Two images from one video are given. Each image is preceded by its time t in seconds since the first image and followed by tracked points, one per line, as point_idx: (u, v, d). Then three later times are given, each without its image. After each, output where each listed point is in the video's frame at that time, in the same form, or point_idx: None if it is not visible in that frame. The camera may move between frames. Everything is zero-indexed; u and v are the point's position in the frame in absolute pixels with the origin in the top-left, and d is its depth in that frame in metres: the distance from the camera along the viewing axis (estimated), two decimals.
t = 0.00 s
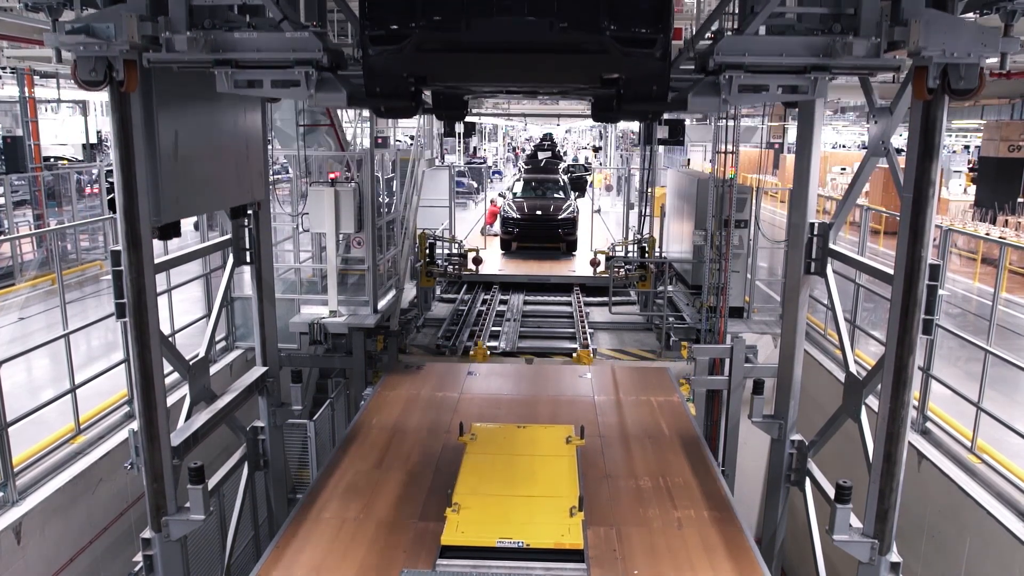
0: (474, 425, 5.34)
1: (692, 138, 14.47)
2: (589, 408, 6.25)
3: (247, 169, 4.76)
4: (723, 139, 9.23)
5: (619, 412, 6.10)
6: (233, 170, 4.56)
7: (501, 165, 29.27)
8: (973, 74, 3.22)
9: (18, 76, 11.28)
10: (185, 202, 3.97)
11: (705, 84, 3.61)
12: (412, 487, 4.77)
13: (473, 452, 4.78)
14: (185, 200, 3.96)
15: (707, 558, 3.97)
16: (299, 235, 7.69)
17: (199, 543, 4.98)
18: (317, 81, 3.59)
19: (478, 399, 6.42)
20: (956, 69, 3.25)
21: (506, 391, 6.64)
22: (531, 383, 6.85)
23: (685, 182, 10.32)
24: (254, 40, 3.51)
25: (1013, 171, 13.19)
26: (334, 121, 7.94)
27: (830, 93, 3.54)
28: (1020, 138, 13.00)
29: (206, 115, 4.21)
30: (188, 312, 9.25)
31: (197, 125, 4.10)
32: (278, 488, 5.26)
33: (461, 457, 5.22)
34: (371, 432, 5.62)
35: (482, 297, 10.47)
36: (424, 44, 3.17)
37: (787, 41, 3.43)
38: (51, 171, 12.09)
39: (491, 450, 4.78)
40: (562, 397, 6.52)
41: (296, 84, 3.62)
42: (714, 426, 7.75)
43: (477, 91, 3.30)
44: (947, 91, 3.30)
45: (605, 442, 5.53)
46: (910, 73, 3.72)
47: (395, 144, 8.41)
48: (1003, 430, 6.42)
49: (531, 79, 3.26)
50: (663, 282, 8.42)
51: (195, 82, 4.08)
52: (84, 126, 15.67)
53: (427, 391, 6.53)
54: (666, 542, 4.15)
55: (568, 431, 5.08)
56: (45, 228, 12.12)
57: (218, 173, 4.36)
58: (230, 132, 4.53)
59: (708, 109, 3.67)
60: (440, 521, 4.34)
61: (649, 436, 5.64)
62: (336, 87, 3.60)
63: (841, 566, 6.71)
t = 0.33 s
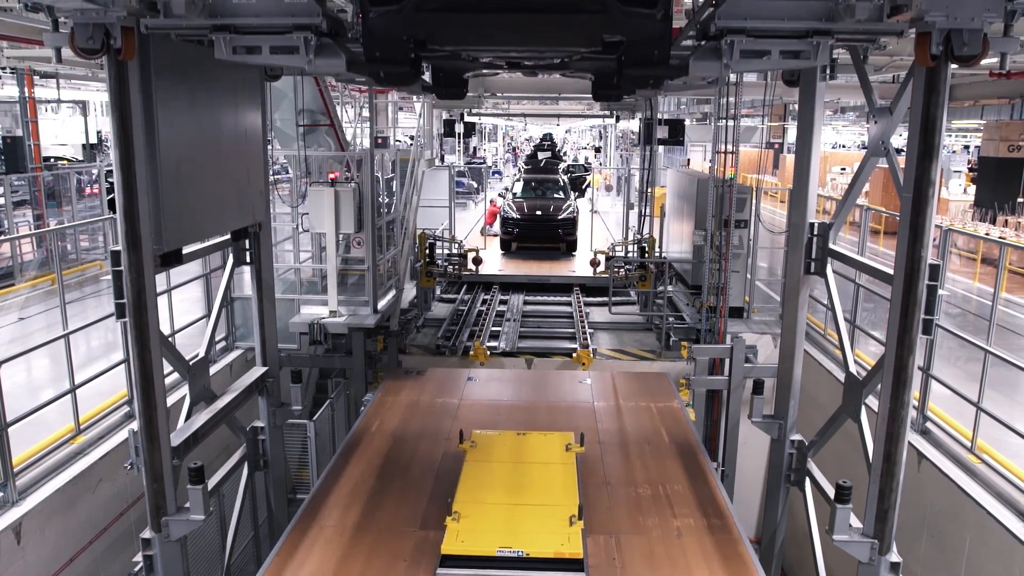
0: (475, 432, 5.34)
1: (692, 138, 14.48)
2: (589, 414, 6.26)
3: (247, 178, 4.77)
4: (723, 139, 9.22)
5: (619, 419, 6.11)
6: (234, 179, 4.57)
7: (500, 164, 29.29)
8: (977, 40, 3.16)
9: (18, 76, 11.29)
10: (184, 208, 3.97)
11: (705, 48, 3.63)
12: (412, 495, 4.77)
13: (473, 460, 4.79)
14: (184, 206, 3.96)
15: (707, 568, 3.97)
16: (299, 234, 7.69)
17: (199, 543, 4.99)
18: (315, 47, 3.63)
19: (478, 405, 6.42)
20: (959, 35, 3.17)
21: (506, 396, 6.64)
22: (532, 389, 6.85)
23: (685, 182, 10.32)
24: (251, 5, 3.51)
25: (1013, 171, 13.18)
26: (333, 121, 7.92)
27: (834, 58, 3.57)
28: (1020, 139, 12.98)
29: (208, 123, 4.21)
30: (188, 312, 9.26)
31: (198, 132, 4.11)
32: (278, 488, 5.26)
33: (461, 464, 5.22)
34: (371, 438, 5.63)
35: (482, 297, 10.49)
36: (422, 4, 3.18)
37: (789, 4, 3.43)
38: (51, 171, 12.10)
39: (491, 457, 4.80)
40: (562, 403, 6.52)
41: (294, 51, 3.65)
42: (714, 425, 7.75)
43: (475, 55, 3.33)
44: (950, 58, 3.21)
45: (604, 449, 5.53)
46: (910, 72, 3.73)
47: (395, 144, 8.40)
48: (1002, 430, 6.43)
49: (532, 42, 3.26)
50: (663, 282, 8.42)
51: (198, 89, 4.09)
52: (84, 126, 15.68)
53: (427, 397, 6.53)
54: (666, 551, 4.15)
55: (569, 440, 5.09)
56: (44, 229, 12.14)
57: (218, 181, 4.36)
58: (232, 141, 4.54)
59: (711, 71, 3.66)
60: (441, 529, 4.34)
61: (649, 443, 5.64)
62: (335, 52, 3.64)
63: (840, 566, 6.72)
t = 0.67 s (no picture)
0: (474, 439, 5.35)
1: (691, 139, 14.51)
2: (588, 420, 6.26)
3: (247, 179, 4.77)
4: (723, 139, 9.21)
5: (619, 425, 6.11)
6: (234, 180, 4.58)
7: (500, 165, 29.30)
8: (980, 5, 3.08)
9: (18, 76, 11.30)
10: (185, 208, 3.97)
11: (706, 13, 3.61)
12: (411, 502, 4.77)
13: (473, 468, 4.79)
14: (185, 207, 3.98)
15: None
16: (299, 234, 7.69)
17: (200, 544, 4.99)
18: (314, 13, 3.65)
19: (477, 411, 6.43)
20: (961, 0, 3.10)
21: (506, 402, 6.64)
22: (531, 395, 6.86)
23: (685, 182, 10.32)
24: None
25: (1013, 171, 13.19)
26: (333, 121, 8.03)
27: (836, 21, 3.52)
28: (1020, 139, 12.97)
29: (206, 125, 4.19)
30: (188, 312, 9.26)
31: (198, 134, 4.10)
32: (277, 488, 5.26)
33: (461, 471, 5.23)
34: (370, 445, 5.63)
35: (482, 297, 10.49)
36: None
37: None
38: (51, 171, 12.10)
39: (491, 464, 4.82)
40: (562, 409, 6.53)
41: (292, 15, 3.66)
42: (714, 425, 7.75)
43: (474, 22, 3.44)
44: (954, 25, 3.14)
45: (604, 456, 5.54)
46: (909, 72, 3.73)
47: (394, 144, 8.40)
48: (1002, 429, 6.43)
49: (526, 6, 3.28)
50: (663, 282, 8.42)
51: (194, 90, 4.05)
52: (83, 126, 15.69)
53: (427, 403, 6.53)
54: (665, 559, 4.15)
55: (568, 448, 5.10)
56: (44, 229, 12.15)
57: (219, 182, 4.37)
58: (233, 142, 4.54)
59: (710, 40, 3.66)
60: (441, 538, 4.34)
61: (649, 449, 5.65)
62: (334, 17, 3.67)
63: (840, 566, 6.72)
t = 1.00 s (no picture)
0: (474, 446, 5.35)
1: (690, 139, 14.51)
2: (588, 426, 6.26)
3: (247, 182, 4.56)
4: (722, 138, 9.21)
5: (618, 431, 6.11)
6: (235, 181, 4.37)
7: (499, 165, 29.35)
8: None
9: (18, 76, 11.31)
10: (187, 213, 3.81)
11: None
12: (412, 510, 4.77)
13: (473, 476, 4.78)
14: (189, 211, 3.83)
15: None
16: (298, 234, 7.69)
17: (199, 544, 4.98)
18: None
19: (477, 417, 6.43)
20: None
21: (506, 408, 6.64)
22: (531, 400, 6.86)
23: (684, 182, 10.33)
24: None
25: (1012, 170, 13.22)
26: (333, 121, 8.05)
27: None
28: (1019, 139, 12.97)
29: (207, 129, 4.01)
30: (188, 312, 9.26)
31: (202, 137, 3.95)
32: (277, 488, 5.26)
33: (461, 478, 5.24)
34: (370, 452, 5.64)
35: (482, 297, 10.51)
36: None
37: None
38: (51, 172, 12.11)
39: (491, 472, 4.82)
40: (561, 415, 6.52)
41: None
42: (714, 425, 7.75)
43: None
44: None
45: (603, 463, 5.54)
46: (909, 72, 3.73)
47: (394, 145, 8.40)
48: (1002, 429, 6.43)
49: None
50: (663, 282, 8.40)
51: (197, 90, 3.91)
52: (83, 127, 15.71)
53: (427, 409, 6.53)
54: (665, 568, 4.15)
55: (569, 455, 5.10)
56: (44, 230, 12.16)
57: (222, 184, 4.20)
58: (235, 143, 4.35)
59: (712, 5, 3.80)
60: (441, 547, 4.34)
61: (648, 456, 5.64)
62: None
63: (840, 565, 6.73)
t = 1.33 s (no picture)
0: (474, 453, 5.35)
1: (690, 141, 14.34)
2: (588, 433, 6.26)
3: (247, 185, 4.50)
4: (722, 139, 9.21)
5: (618, 438, 6.11)
6: (238, 190, 4.38)
7: (500, 165, 29.36)
8: None
9: (18, 75, 11.32)
10: (187, 214, 3.77)
11: None
12: (411, 518, 4.77)
13: (473, 484, 4.78)
14: (190, 213, 3.79)
15: None
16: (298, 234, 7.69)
17: (200, 545, 4.98)
18: None
19: (478, 423, 6.43)
20: None
21: (506, 414, 6.63)
22: (531, 406, 6.86)
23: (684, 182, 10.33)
24: None
25: (1012, 171, 13.22)
26: (333, 121, 8.06)
27: None
28: (1019, 139, 12.96)
29: (209, 137, 4.01)
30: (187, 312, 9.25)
31: (204, 146, 3.95)
32: (277, 488, 5.26)
33: (461, 485, 5.24)
34: (370, 459, 5.64)
35: (482, 297, 10.51)
36: None
37: None
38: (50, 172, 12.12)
39: (491, 480, 4.82)
40: (561, 421, 6.52)
41: None
42: (714, 425, 7.75)
43: None
44: None
45: (603, 471, 5.54)
46: (909, 72, 3.73)
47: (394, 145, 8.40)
48: (1002, 429, 6.43)
49: None
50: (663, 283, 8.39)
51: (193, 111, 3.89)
52: (83, 126, 15.72)
53: (427, 415, 6.53)
54: None
55: (569, 463, 5.10)
56: (44, 230, 12.16)
57: (223, 189, 4.17)
58: (236, 151, 4.35)
59: None
60: (441, 555, 4.34)
61: (648, 463, 5.65)
62: None
63: (840, 565, 6.73)
